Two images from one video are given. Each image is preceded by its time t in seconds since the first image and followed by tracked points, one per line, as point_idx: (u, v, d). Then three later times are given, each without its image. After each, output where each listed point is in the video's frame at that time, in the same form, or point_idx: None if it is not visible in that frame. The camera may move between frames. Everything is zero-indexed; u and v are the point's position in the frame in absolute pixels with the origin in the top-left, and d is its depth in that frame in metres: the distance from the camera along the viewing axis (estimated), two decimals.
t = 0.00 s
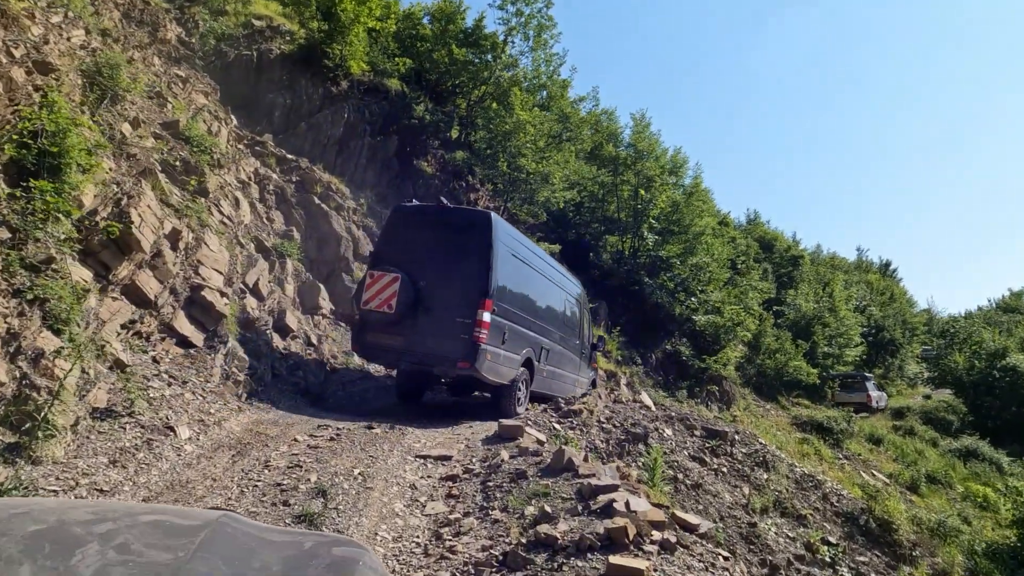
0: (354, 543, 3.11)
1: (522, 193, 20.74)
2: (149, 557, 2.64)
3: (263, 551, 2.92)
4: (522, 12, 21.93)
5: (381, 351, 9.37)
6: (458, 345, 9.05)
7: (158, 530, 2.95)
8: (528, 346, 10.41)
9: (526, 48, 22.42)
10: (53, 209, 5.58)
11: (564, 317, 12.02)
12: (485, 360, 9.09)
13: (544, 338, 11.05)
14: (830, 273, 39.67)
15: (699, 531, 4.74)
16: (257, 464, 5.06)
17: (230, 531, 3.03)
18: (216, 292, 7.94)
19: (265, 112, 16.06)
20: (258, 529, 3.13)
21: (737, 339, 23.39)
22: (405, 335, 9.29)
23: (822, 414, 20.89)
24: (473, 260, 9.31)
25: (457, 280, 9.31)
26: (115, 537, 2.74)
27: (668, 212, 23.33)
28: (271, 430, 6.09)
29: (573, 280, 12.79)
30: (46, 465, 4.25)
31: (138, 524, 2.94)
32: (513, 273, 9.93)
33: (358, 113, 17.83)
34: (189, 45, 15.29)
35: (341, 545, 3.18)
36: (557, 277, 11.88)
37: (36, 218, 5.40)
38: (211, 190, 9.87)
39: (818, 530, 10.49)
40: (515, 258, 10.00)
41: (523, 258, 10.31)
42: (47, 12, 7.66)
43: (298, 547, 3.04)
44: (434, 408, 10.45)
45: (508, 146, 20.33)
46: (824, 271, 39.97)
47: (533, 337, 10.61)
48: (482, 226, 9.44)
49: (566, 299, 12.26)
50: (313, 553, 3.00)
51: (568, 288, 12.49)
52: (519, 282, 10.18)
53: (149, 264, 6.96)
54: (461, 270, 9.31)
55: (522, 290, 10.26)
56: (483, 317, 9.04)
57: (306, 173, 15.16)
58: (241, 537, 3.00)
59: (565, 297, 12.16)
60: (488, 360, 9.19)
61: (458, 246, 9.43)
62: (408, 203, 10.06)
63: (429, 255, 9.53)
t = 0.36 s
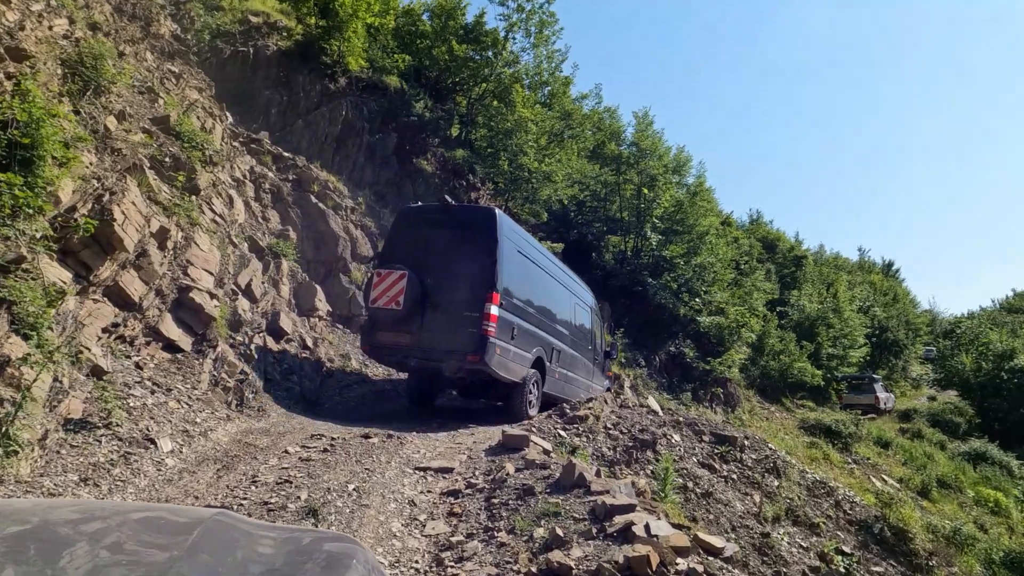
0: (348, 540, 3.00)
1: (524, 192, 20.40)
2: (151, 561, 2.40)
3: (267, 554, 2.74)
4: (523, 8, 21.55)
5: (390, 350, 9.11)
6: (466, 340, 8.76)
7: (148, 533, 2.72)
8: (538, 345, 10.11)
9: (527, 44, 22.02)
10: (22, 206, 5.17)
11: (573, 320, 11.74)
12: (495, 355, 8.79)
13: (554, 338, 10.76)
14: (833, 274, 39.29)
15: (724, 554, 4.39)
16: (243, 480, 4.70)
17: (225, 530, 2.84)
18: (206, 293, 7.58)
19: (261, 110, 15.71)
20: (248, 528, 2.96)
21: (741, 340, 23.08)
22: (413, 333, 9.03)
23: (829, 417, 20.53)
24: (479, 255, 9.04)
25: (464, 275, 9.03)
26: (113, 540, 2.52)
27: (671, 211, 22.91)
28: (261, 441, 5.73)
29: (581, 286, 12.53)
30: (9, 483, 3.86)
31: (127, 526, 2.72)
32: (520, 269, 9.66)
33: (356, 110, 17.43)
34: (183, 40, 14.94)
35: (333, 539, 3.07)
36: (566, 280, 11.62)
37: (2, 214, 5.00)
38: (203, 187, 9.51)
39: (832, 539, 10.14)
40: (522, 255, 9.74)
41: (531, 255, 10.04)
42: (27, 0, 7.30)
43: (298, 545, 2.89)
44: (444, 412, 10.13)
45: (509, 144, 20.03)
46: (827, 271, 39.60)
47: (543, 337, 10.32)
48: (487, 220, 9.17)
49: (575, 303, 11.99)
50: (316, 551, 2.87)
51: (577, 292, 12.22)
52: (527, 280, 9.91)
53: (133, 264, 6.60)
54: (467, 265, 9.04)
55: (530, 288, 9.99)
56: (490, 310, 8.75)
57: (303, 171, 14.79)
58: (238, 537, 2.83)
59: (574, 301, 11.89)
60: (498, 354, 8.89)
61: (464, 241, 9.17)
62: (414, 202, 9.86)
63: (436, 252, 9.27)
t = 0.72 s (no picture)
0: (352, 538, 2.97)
1: (525, 190, 19.99)
2: (136, 560, 2.33)
3: (265, 556, 2.71)
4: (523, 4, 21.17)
5: (399, 349, 8.79)
6: (476, 338, 8.42)
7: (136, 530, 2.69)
8: (549, 346, 9.79)
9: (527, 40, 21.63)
10: None
11: (585, 323, 11.39)
12: (505, 352, 8.45)
13: (565, 340, 10.40)
14: (835, 275, 38.93)
15: None
16: (223, 495, 4.29)
17: (219, 530, 2.82)
18: (191, 292, 7.17)
19: (255, 106, 15.30)
20: (245, 525, 2.95)
21: (744, 341, 22.82)
22: (422, 331, 8.70)
23: (835, 420, 20.16)
24: (488, 250, 8.69)
25: (473, 271, 8.69)
26: (96, 535, 2.46)
27: (674, 211, 22.44)
28: (245, 451, 5.33)
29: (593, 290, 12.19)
30: None
31: (115, 521, 2.69)
32: (531, 266, 9.32)
33: (353, 106, 17.01)
34: (175, 35, 14.53)
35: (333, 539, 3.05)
36: (578, 281, 11.28)
37: None
38: (191, 182, 9.10)
39: (846, 549, 9.77)
40: (533, 252, 9.40)
41: (542, 253, 9.70)
42: None
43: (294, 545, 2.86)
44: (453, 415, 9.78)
45: (509, 142, 19.73)
46: (829, 272, 39.24)
47: (554, 337, 9.97)
48: (495, 214, 8.81)
49: (587, 305, 11.64)
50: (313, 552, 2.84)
51: (589, 294, 11.88)
52: (537, 278, 9.57)
53: (112, 261, 6.19)
54: (476, 260, 8.69)
55: (540, 286, 9.65)
56: (500, 306, 8.40)
57: (298, 168, 14.38)
58: (231, 537, 2.79)
59: (585, 303, 11.54)
60: (508, 351, 8.55)
61: (472, 237, 8.81)
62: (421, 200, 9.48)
63: (444, 248, 8.93)
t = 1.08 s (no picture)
0: (337, 532, 3.16)
1: (527, 189, 19.60)
2: (133, 554, 2.51)
3: (255, 549, 2.90)
4: None
5: (408, 353, 8.73)
6: (483, 339, 8.31)
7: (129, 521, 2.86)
8: (561, 349, 9.60)
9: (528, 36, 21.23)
10: None
11: (597, 327, 11.19)
12: (514, 353, 8.31)
13: (577, 345, 10.21)
14: (838, 276, 38.59)
15: None
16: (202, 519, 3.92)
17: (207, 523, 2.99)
18: (177, 294, 6.79)
19: (251, 102, 14.93)
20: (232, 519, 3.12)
21: (748, 344, 22.41)
22: (430, 334, 8.64)
23: (841, 424, 19.81)
24: (496, 254, 8.65)
25: (482, 274, 8.63)
26: (92, 530, 2.63)
27: (677, 211, 22.19)
28: (231, 467, 4.97)
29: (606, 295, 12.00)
30: None
31: (109, 515, 2.85)
32: (541, 270, 9.21)
33: (351, 103, 16.61)
34: (169, 29, 14.15)
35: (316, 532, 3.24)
36: (590, 286, 11.10)
37: None
38: (181, 179, 8.72)
39: (861, 562, 9.43)
40: (543, 256, 9.31)
41: (552, 257, 9.59)
42: None
43: (277, 540, 3.03)
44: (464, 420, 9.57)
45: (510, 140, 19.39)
46: (831, 273, 38.87)
47: (565, 342, 9.79)
48: (503, 219, 8.78)
49: (600, 309, 11.43)
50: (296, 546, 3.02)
51: (602, 299, 11.68)
52: (548, 282, 9.44)
53: (92, 262, 5.82)
54: (485, 263, 8.64)
55: (551, 290, 9.50)
56: (507, 308, 8.29)
57: (294, 166, 13.99)
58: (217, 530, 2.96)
59: (598, 308, 11.34)
60: (517, 354, 8.40)
61: (480, 241, 8.80)
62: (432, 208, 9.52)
63: (454, 253, 8.90)
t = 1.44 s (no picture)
0: (336, 527, 3.01)
1: (531, 182, 19.20)
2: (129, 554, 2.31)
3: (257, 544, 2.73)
4: None
5: (423, 351, 8.61)
6: (498, 341, 8.15)
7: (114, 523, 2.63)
8: (578, 352, 9.45)
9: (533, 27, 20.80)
10: None
11: (616, 327, 10.97)
12: (530, 357, 8.15)
13: (595, 346, 10.01)
14: (842, 275, 38.26)
15: None
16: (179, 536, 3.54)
17: (197, 521, 2.79)
18: (164, 287, 6.40)
19: (249, 92, 14.55)
20: (223, 516, 2.92)
21: (753, 343, 22.04)
22: (445, 333, 8.50)
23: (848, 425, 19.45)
24: (515, 254, 8.44)
25: (500, 273, 8.44)
26: (76, 532, 2.40)
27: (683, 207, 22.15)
28: (216, 476, 4.60)
29: (626, 294, 11.76)
30: None
31: (90, 515, 2.61)
32: (560, 270, 9.01)
33: (351, 93, 16.18)
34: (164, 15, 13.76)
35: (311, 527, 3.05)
36: (610, 286, 10.87)
37: None
38: (172, 167, 8.33)
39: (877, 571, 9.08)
40: (563, 256, 9.11)
41: (572, 258, 9.39)
42: None
43: (274, 536, 2.84)
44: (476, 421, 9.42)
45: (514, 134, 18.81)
46: (835, 272, 38.52)
47: (582, 343, 9.60)
48: (524, 218, 8.56)
49: (619, 310, 11.23)
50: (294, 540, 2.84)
51: (622, 299, 11.45)
52: (567, 283, 9.23)
53: (72, 251, 5.44)
54: (503, 263, 8.44)
55: (569, 291, 9.30)
56: (525, 310, 8.11)
57: (292, 157, 13.59)
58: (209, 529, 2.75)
59: (617, 307, 11.11)
60: (532, 357, 8.24)
61: (499, 240, 8.60)
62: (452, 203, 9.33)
63: (472, 251, 8.72)
